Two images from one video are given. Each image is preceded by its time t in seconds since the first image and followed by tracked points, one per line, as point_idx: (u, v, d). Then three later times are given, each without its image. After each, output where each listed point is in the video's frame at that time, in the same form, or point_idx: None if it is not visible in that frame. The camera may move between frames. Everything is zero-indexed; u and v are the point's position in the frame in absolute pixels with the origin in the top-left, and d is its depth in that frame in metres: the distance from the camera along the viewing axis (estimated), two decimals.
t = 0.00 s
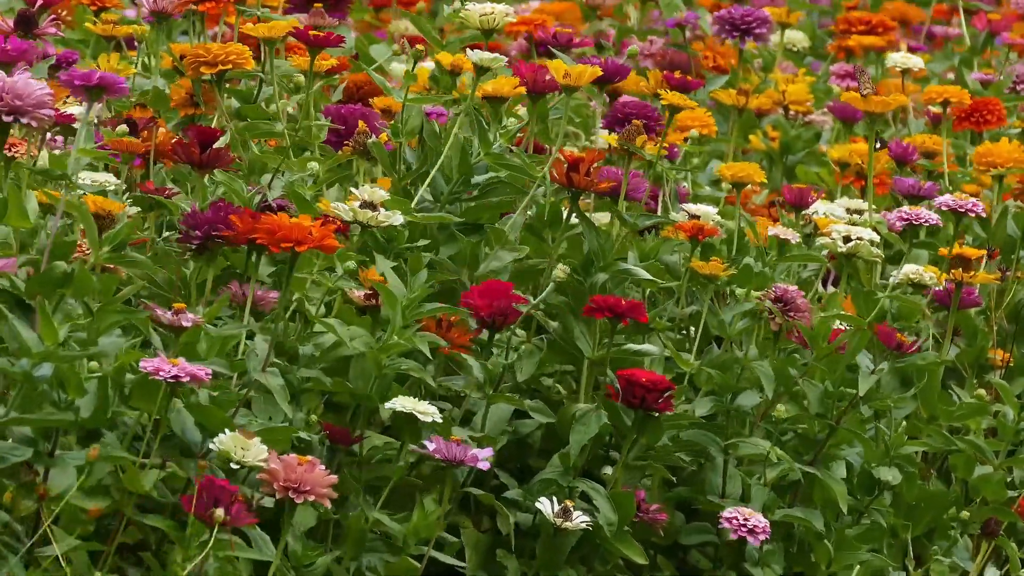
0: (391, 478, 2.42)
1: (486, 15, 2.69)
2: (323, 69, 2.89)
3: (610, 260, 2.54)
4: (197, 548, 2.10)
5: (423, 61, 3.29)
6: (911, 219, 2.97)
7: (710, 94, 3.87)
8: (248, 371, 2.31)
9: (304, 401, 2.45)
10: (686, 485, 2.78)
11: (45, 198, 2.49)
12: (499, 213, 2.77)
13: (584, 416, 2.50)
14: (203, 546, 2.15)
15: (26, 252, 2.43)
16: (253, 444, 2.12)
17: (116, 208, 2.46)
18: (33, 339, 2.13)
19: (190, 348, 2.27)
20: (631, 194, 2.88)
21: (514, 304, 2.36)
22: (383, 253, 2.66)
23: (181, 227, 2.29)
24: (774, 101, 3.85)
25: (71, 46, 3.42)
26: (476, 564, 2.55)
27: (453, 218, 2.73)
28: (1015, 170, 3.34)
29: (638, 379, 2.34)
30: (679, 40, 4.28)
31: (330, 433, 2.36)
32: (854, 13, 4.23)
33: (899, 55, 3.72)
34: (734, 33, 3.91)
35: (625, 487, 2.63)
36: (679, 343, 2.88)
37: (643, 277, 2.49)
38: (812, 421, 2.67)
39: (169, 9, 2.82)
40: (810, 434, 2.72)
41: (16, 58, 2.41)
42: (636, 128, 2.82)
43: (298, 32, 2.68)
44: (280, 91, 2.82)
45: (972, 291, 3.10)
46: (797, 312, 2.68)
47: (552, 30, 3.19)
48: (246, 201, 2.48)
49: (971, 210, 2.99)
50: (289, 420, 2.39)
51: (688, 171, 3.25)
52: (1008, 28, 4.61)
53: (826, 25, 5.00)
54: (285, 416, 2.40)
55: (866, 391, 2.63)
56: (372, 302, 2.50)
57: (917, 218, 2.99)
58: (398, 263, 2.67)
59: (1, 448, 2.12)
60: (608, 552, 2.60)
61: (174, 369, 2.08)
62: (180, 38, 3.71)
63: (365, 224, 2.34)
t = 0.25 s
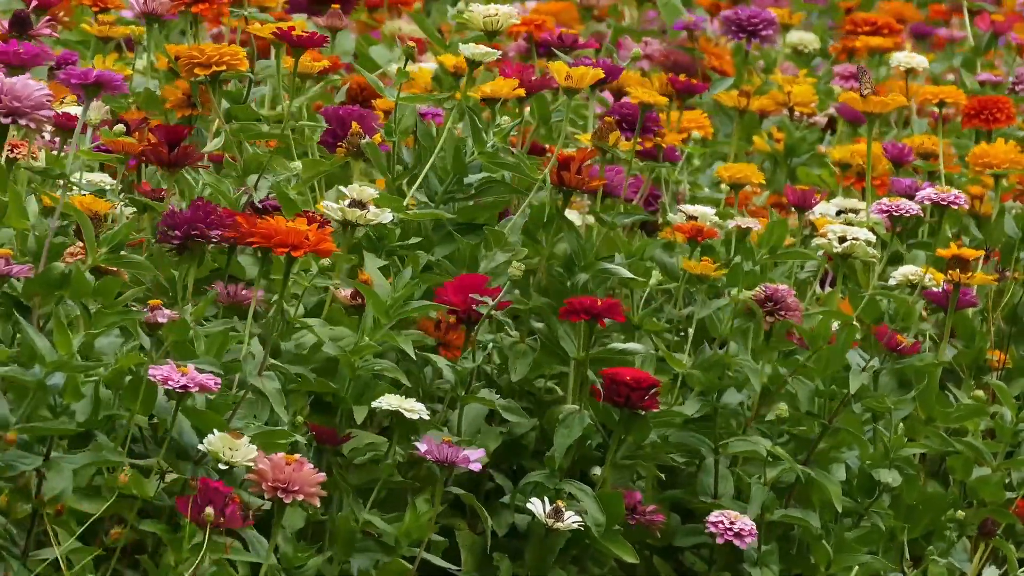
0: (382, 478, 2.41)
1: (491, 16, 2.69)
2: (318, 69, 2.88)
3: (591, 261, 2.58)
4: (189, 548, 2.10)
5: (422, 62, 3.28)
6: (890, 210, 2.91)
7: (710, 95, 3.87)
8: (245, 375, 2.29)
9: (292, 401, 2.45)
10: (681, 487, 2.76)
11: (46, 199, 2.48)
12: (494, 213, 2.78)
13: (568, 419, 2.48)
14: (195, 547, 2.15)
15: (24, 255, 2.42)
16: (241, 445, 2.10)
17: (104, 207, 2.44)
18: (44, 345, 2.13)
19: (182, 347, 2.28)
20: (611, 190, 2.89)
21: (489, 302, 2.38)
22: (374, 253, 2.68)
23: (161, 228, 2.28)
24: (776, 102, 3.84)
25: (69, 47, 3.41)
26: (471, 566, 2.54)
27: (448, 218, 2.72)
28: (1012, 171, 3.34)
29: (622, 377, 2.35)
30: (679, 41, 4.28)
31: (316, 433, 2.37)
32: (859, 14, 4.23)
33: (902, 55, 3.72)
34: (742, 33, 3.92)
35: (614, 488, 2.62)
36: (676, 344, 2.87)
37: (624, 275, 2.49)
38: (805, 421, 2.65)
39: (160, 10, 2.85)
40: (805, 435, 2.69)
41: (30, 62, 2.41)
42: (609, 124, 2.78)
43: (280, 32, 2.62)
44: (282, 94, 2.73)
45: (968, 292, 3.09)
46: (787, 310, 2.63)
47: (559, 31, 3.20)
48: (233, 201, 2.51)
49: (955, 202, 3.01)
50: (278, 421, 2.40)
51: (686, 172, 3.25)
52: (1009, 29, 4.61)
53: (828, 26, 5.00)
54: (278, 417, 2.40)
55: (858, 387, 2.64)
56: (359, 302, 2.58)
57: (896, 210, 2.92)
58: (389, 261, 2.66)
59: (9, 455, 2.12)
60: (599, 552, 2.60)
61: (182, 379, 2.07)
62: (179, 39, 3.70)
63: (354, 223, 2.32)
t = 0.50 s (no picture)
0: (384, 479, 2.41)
1: (489, 15, 2.67)
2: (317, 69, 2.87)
3: (595, 258, 2.56)
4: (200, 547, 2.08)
5: (422, 61, 3.27)
6: (912, 220, 2.96)
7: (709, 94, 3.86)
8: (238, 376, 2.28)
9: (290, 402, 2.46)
10: (682, 487, 2.75)
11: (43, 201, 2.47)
12: (490, 214, 2.75)
13: (575, 415, 2.49)
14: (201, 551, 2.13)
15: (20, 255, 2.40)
16: (245, 447, 2.09)
17: (97, 206, 2.42)
18: (39, 347, 2.14)
19: (177, 347, 2.26)
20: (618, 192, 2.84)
21: (489, 302, 2.34)
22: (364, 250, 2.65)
23: (160, 228, 2.27)
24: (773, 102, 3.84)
25: (67, 47, 3.39)
26: (470, 567, 2.53)
27: (444, 218, 2.72)
28: (1013, 172, 3.33)
29: (629, 378, 2.34)
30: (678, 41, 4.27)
31: (319, 435, 2.36)
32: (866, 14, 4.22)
33: (898, 55, 3.72)
34: (746, 34, 3.91)
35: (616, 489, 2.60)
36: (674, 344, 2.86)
37: (628, 275, 2.51)
38: (813, 423, 2.65)
39: (154, 10, 2.80)
40: (806, 435, 2.69)
41: (28, 61, 2.39)
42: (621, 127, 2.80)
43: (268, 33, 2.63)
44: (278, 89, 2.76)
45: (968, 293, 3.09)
46: (800, 313, 2.67)
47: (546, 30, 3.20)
48: (225, 202, 2.51)
49: (974, 207, 2.96)
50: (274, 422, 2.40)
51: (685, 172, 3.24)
52: (1009, 29, 4.60)
53: (828, 26, 4.99)
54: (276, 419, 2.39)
55: (867, 391, 2.64)
56: (355, 302, 2.57)
57: (917, 218, 2.97)
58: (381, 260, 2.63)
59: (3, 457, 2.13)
60: (601, 553, 2.59)
61: (170, 384, 2.05)
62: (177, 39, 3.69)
63: (341, 222, 2.34)
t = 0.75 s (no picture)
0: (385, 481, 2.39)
1: (480, 14, 2.65)
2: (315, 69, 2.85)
3: (603, 261, 2.55)
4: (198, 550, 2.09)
5: (420, 61, 3.26)
6: (902, 219, 2.89)
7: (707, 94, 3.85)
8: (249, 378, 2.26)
9: (295, 403, 2.45)
10: (680, 489, 2.72)
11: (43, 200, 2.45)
12: (490, 214, 2.73)
13: (570, 420, 2.47)
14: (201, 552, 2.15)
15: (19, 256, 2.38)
16: (254, 452, 2.08)
17: (105, 209, 2.41)
18: (34, 349, 2.11)
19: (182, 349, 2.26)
20: (624, 197, 2.82)
21: (497, 302, 2.34)
22: (368, 254, 2.66)
23: (166, 229, 2.26)
24: (771, 103, 3.83)
25: (61, 47, 3.37)
26: (470, 569, 2.52)
27: (442, 219, 2.70)
28: (1013, 172, 3.32)
29: (628, 381, 2.32)
30: (675, 42, 4.26)
31: (324, 437, 2.34)
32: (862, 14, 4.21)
33: (897, 56, 3.71)
34: (739, 34, 3.90)
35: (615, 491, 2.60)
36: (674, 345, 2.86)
37: (637, 278, 2.49)
38: (811, 425, 2.64)
39: (159, 10, 2.78)
40: (806, 438, 2.67)
41: (18, 62, 2.37)
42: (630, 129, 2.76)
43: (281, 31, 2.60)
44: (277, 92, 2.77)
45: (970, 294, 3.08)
46: (792, 314, 2.63)
47: (546, 31, 3.17)
48: (233, 203, 2.46)
49: (966, 210, 2.93)
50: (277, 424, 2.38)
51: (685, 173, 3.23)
52: (1007, 29, 4.60)
53: (824, 27, 4.98)
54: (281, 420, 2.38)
55: (862, 393, 2.60)
56: (361, 303, 2.53)
57: (909, 218, 2.90)
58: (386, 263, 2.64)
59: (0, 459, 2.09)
60: (601, 556, 2.58)
61: (192, 380, 2.04)
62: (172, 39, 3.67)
63: (349, 225, 2.30)
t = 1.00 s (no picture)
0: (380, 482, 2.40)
1: (477, 14, 2.65)
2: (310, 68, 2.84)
3: (592, 262, 2.53)
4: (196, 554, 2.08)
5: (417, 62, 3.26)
6: (898, 218, 2.89)
7: (706, 94, 3.84)
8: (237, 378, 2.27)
9: (288, 403, 2.44)
10: (678, 489, 2.71)
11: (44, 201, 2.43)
12: (489, 216, 2.74)
13: (564, 420, 2.46)
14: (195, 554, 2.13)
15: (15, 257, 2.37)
16: (244, 451, 2.08)
17: (112, 210, 2.41)
18: (46, 351, 2.10)
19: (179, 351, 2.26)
20: (613, 193, 2.77)
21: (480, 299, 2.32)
22: (365, 253, 2.63)
23: (154, 229, 2.25)
24: (771, 102, 3.82)
25: (58, 47, 3.37)
26: (467, 570, 2.52)
27: (441, 219, 2.70)
28: (1013, 171, 3.31)
29: (621, 381, 2.31)
30: (675, 41, 4.24)
31: (312, 436, 2.32)
32: (850, 13, 4.19)
33: (898, 55, 3.70)
34: (733, 33, 3.88)
35: (612, 491, 2.59)
36: (672, 346, 2.85)
37: (625, 279, 2.48)
38: (808, 426, 2.63)
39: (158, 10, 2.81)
40: (805, 439, 2.66)
41: (15, 60, 2.36)
42: (614, 125, 2.71)
43: (272, 30, 2.63)
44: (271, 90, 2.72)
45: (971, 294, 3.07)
46: (789, 314, 2.59)
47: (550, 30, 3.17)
48: (224, 203, 2.46)
49: (964, 209, 2.92)
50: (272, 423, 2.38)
51: (683, 172, 3.22)
52: (1008, 28, 4.58)
53: (824, 26, 4.97)
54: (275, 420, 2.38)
55: (861, 393, 2.61)
56: (354, 303, 2.54)
57: (904, 217, 2.90)
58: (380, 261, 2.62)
59: (6, 460, 2.10)
60: (598, 556, 2.57)
61: (206, 385, 2.06)
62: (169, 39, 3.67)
63: (344, 224, 2.31)
